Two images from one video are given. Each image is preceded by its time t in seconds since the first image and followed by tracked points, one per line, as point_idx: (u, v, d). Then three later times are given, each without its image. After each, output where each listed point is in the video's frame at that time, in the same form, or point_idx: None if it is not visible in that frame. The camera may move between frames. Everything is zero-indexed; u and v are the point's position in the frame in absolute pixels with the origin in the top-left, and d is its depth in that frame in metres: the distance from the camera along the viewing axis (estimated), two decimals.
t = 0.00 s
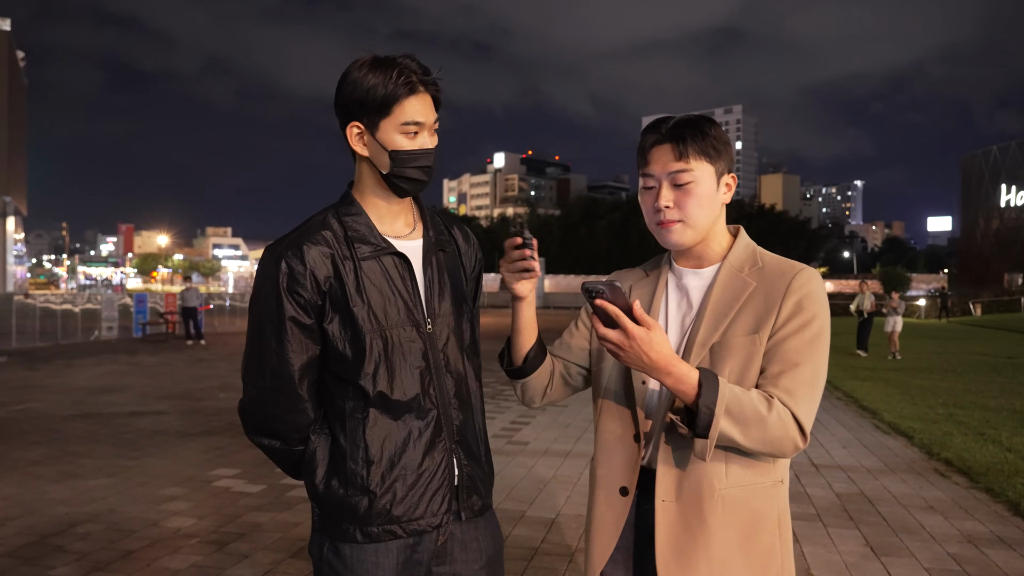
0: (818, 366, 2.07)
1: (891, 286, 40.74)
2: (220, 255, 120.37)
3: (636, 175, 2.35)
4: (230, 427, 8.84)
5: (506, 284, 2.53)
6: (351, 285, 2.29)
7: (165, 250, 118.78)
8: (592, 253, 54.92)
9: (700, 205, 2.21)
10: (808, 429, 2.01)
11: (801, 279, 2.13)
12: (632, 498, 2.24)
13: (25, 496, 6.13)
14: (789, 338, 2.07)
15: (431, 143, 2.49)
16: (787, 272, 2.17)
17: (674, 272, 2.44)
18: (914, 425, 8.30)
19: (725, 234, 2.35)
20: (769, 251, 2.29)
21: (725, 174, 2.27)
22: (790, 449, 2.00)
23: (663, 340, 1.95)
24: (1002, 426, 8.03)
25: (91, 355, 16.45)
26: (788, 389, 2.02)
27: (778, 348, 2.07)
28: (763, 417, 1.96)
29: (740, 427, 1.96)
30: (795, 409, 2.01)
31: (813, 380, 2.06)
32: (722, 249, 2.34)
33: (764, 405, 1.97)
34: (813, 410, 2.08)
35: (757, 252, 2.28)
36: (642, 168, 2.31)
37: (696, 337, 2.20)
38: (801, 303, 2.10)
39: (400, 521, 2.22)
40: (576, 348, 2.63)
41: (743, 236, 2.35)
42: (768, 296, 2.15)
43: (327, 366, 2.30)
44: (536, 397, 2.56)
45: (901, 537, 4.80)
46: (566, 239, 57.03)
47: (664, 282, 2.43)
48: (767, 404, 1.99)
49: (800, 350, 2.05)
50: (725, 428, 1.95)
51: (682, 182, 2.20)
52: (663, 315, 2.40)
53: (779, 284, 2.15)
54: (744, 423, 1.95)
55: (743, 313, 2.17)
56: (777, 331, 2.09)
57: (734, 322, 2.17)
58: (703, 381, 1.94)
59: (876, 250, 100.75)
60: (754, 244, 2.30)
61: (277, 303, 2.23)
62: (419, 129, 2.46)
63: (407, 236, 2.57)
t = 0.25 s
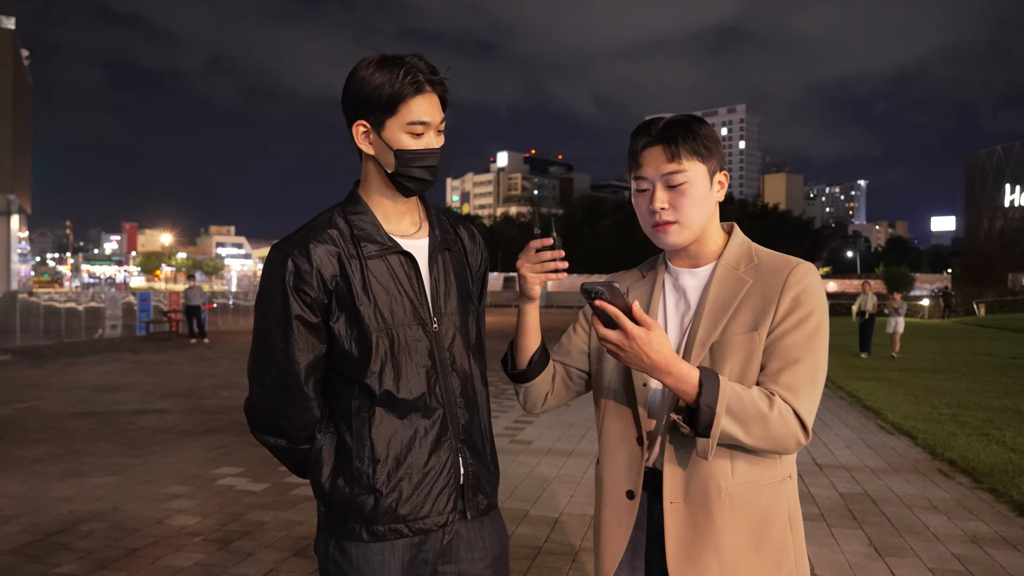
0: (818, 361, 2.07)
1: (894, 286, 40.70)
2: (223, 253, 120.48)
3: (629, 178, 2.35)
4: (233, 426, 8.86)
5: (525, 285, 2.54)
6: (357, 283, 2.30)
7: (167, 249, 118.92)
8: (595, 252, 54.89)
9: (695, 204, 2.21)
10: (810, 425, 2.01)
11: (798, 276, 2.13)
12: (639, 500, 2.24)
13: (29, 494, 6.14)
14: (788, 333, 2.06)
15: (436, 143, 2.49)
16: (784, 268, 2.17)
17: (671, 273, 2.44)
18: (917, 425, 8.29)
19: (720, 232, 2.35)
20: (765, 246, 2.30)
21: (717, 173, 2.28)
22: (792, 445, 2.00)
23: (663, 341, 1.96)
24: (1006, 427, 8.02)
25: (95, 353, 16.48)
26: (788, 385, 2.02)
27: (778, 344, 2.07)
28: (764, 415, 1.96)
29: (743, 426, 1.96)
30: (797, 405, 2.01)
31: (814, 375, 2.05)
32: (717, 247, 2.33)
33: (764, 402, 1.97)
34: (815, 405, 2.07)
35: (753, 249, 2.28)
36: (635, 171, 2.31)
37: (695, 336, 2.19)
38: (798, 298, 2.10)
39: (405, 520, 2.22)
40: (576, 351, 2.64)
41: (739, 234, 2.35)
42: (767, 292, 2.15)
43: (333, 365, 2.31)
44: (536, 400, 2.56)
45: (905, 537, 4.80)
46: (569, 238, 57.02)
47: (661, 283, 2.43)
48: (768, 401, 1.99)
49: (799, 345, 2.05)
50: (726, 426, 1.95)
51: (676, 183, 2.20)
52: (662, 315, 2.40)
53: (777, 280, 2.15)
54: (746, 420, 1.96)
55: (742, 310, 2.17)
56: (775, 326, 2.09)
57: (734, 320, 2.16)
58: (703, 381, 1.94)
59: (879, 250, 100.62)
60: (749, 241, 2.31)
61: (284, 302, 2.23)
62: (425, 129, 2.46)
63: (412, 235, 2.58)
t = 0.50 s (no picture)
0: (820, 359, 2.07)
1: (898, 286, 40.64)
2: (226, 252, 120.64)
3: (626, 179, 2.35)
4: (237, 424, 8.88)
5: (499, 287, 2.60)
6: (363, 282, 2.30)
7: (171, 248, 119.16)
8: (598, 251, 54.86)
9: (692, 205, 2.22)
10: (814, 423, 2.01)
11: (799, 273, 2.13)
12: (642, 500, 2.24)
13: (34, 492, 6.16)
14: (790, 330, 2.07)
15: (442, 143, 2.48)
16: (785, 265, 2.17)
17: (671, 272, 2.44)
18: (922, 425, 8.28)
19: (718, 231, 2.35)
20: (765, 245, 2.29)
21: (713, 172, 2.27)
22: (797, 443, 2.00)
23: (665, 341, 1.96)
24: (1011, 427, 8.00)
25: (99, 352, 16.52)
26: (791, 383, 2.02)
27: (780, 342, 2.07)
28: (768, 415, 1.96)
29: (747, 425, 1.96)
30: (800, 404, 2.01)
31: (816, 372, 2.05)
32: (717, 246, 2.33)
33: (768, 402, 1.97)
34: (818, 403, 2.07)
35: (753, 247, 2.28)
36: (632, 172, 2.31)
37: (696, 335, 2.19)
38: (799, 296, 2.10)
39: (410, 518, 2.22)
40: (576, 350, 2.65)
41: (739, 232, 2.34)
42: (767, 290, 2.16)
43: (339, 363, 2.31)
44: (537, 399, 2.57)
45: (909, 537, 4.79)
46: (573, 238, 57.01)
47: (661, 281, 2.42)
48: (772, 401, 1.99)
49: (799, 341, 2.05)
50: (730, 425, 1.95)
51: (673, 184, 2.20)
52: (662, 314, 2.39)
53: (777, 278, 2.16)
54: (750, 419, 1.95)
55: (744, 309, 2.16)
56: (776, 325, 2.09)
57: (736, 319, 2.16)
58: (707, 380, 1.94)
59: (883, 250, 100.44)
60: (749, 239, 2.30)
61: (290, 300, 2.24)
62: (431, 130, 2.46)
63: (418, 234, 2.58)
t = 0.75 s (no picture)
0: (826, 366, 2.06)
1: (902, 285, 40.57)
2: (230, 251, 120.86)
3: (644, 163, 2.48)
4: (241, 423, 8.89)
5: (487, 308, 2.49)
6: (366, 281, 2.31)
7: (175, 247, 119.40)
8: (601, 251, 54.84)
9: (677, 178, 2.25)
10: (822, 433, 2.00)
11: (801, 277, 2.12)
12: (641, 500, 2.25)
13: (39, 490, 6.19)
14: (795, 336, 2.06)
15: (444, 143, 2.49)
16: (788, 268, 2.16)
17: (672, 270, 2.44)
18: (926, 425, 8.26)
19: (722, 228, 2.33)
20: (768, 246, 2.29)
21: (715, 163, 2.27)
22: (806, 454, 2.01)
23: (675, 360, 1.93)
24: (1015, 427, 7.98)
25: (104, 351, 16.58)
26: (799, 394, 2.01)
27: (783, 349, 2.07)
28: (777, 428, 1.96)
29: (756, 437, 1.96)
30: (807, 414, 2.00)
31: (822, 380, 2.04)
32: (718, 244, 2.33)
33: (776, 415, 1.97)
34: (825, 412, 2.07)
35: (756, 248, 2.27)
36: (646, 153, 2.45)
37: (698, 338, 2.19)
38: (803, 301, 2.08)
39: (413, 516, 2.23)
40: (577, 349, 2.66)
41: (741, 232, 2.34)
42: (770, 295, 2.15)
43: (342, 361, 2.31)
44: (539, 399, 2.57)
45: (912, 538, 4.79)
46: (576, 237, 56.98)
47: (662, 281, 2.42)
48: (781, 413, 1.98)
49: (804, 350, 2.04)
50: (739, 442, 1.95)
51: (666, 157, 2.28)
52: (662, 314, 2.39)
53: (780, 280, 2.15)
54: (758, 430, 1.95)
55: (746, 313, 2.16)
56: (781, 331, 2.09)
57: (737, 322, 2.16)
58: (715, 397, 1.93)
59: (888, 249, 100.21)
60: (751, 240, 2.30)
61: (293, 298, 2.24)
62: (433, 129, 2.46)
63: (421, 233, 2.59)
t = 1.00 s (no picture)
0: (833, 371, 2.04)
1: (906, 285, 40.49)
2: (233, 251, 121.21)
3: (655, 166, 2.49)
4: (244, 423, 8.91)
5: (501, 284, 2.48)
6: (366, 280, 2.31)
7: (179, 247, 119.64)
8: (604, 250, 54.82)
9: (682, 175, 2.25)
10: (830, 439, 2.00)
11: (806, 280, 2.11)
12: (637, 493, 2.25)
13: (43, 489, 6.20)
14: (801, 339, 2.05)
15: (444, 140, 2.49)
16: (793, 271, 2.15)
17: (677, 268, 2.43)
18: (929, 425, 8.24)
19: (729, 226, 2.32)
20: (773, 247, 2.28)
21: (721, 160, 2.26)
22: (814, 459, 2.00)
23: (682, 371, 1.94)
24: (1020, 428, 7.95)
25: (107, 351, 16.62)
26: (806, 400, 2.00)
27: (789, 352, 2.06)
28: (785, 437, 1.95)
29: (762, 446, 1.96)
30: (815, 419, 1.99)
31: (828, 385, 2.03)
32: (725, 242, 2.33)
33: (784, 422, 1.96)
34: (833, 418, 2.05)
35: (761, 249, 2.27)
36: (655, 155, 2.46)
37: (700, 337, 2.18)
38: (807, 304, 2.07)
39: (412, 516, 2.23)
40: (582, 344, 2.67)
41: (747, 231, 2.33)
42: (775, 296, 2.14)
43: (343, 359, 2.31)
44: (542, 394, 2.57)
45: (916, 537, 4.77)
46: (578, 237, 56.96)
47: (667, 278, 2.42)
48: (789, 420, 1.97)
49: (809, 353, 2.02)
50: (750, 450, 1.95)
51: (672, 155, 2.29)
52: (666, 310, 2.39)
53: (784, 281, 2.14)
54: (764, 438, 1.95)
55: (748, 314, 2.16)
56: (784, 335, 2.08)
57: (739, 323, 2.16)
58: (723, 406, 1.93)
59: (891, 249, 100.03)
60: (757, 241, 2.29)
61: (294, 297, 2.24)
62: (432, 127, 2.46)
63: (423, 232, 2.58)
